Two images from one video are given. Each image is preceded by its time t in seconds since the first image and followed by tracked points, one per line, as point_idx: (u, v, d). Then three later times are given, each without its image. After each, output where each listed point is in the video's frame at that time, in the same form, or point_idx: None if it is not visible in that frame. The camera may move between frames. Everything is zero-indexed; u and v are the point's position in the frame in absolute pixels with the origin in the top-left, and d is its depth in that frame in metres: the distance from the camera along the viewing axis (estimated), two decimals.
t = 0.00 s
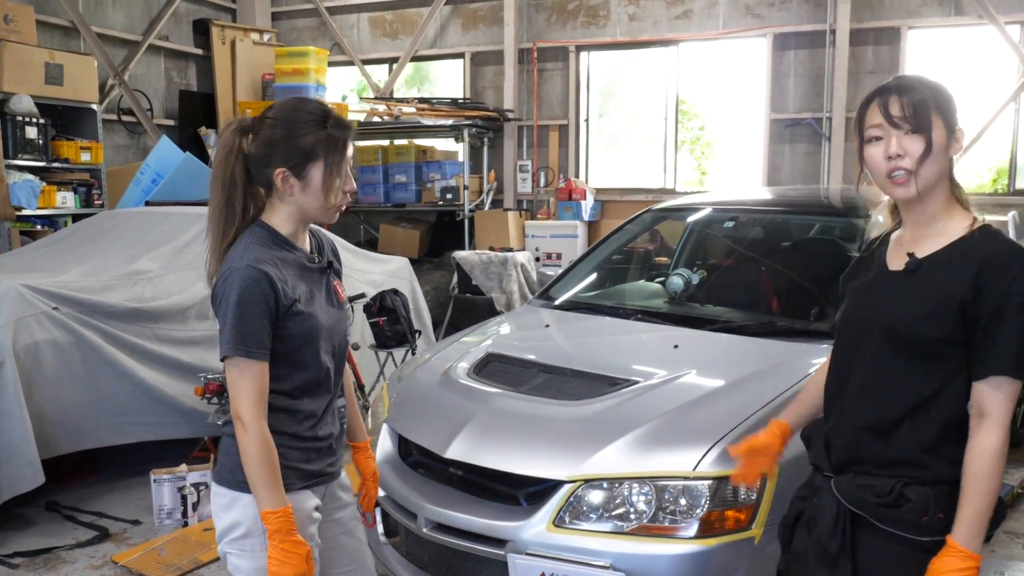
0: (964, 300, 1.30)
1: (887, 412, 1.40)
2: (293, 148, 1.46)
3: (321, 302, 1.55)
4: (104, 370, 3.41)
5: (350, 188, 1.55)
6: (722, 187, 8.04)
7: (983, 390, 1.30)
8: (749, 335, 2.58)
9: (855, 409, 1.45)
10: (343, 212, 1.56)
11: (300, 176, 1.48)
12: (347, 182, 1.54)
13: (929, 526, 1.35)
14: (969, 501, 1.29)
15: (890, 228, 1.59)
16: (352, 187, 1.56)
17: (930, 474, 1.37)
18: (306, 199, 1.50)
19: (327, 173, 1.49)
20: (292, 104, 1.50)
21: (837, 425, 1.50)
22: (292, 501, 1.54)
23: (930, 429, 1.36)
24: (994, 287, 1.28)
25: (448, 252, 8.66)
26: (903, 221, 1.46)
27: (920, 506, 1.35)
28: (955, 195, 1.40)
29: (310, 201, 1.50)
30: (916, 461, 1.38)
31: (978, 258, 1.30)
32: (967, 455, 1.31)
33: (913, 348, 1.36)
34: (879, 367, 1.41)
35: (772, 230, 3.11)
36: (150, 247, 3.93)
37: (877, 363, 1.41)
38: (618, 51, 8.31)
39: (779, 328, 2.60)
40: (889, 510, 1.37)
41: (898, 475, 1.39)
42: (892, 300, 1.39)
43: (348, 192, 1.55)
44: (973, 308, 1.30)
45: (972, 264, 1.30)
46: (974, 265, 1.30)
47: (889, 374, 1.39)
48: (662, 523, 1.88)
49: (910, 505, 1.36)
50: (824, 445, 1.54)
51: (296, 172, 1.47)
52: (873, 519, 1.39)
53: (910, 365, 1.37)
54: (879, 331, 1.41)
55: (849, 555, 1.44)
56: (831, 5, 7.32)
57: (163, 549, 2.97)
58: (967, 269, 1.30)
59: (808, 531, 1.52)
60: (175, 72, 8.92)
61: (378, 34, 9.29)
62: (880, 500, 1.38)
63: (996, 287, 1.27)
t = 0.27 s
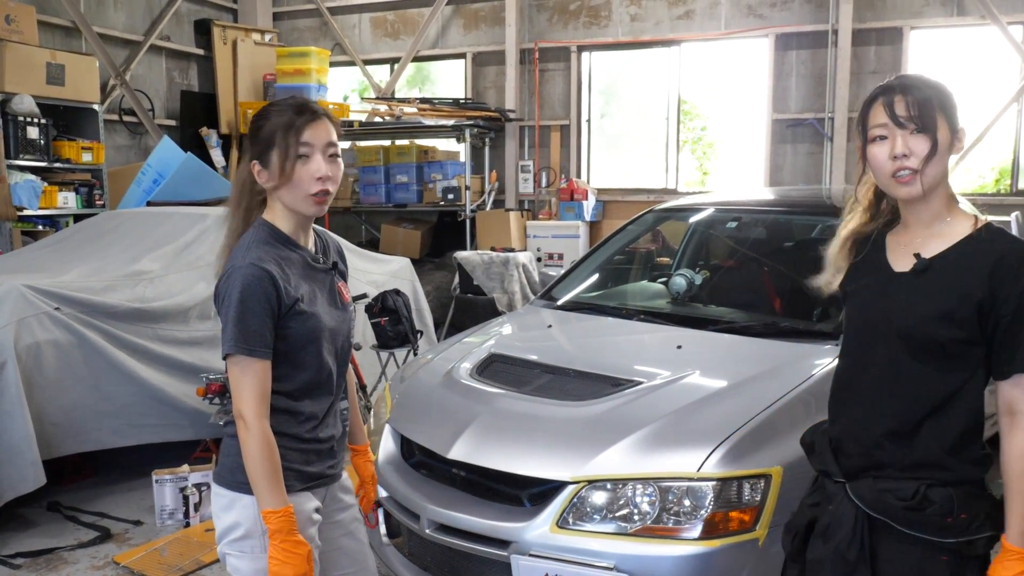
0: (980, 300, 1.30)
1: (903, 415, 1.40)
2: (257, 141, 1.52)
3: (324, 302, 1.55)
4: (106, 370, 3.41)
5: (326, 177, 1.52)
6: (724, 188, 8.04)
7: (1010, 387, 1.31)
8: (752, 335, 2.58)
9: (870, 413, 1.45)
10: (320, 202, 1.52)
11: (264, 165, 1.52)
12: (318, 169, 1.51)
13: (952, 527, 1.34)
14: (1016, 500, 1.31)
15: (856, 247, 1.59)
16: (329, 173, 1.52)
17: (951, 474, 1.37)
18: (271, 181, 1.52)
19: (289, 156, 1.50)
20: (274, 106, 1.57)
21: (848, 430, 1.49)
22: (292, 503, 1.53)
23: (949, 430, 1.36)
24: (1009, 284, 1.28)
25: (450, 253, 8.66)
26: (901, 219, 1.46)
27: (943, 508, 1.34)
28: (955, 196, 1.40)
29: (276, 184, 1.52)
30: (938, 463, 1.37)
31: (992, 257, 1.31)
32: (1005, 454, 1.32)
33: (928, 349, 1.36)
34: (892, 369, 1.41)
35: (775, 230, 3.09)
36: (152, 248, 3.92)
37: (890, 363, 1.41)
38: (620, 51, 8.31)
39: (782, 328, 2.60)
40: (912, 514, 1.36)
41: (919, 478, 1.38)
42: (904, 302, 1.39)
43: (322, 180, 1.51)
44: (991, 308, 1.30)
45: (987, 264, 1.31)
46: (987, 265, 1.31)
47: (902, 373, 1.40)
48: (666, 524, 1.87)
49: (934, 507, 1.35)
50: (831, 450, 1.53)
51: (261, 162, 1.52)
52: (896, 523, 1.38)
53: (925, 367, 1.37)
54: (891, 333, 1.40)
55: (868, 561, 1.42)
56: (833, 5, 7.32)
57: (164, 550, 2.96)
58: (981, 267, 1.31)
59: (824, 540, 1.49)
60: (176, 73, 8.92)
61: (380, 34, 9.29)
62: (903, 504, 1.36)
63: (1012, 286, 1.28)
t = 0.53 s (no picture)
0: (979, 298, 1.30)
1: (903, 417, 1.39)
2: (247, 141, 1.56)
3: (324, 303, 1.55)
4: (107, 370, 3.41)
5: (310, 174, 1.50)
6: (726, 188, 8.04)
7: (1006, 387, 1.31)
8: (754, 336, 2.57)
9: (873, 414, 1.44)
10: (306, 197, 1.51)
11: (252, 163, 1.54)
12: (300, 165, 1.50)
13: (954, 529, 1.34)
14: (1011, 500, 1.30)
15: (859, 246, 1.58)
16: (312, 167, 1.51)
17: (951, 475, 1.36)
18: (256, 179, 1.53)
19: (272, 154, 1.52)
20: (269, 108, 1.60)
21: (852, 431, 1.48)
22: (291, 504, 1.53)
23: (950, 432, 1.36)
24: (1006, 283, 1.28)
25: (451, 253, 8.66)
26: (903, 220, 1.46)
27: (944, 509, 1.34)
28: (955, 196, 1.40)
29: (261, 181, 1.53)
30: (940, 464, 1.36)
31: (989, 255, 1.31)
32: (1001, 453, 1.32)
33: (928, 350, 1.36)
34: (893, 370, 1.40)
35: (779, 230, 3.08)
36: (153, 248, 3.92)
37: (891, 365, 1.41)
38: (621, 51, 8.30)
39: (785, 329, 2.59)
40: (913, 515, 1.35)
41: (918, 478, 1.38)
42: (903, 302, 1.38)
43: (305, 176, 1.50)
44: (990, 306, 1.30)
45: (985, 262, 1.30)
46: (984, 263, 1.31)
47: (903, 374, 1.39)
48: (668, 525, 1.87)
49: (935, 508, 1.34)
50: (839, 450, 1.52)
51: (249, 161, 1.55)
52: (897, 524, 1.37)
53: (926, 368, 1.36)
54: (892, 333, 1.40)
55: (871, 562, 1.42)
56: (835, 5, 7.31)
57: (166, 550, 2.96)
58: (979, 265, 1.31)
59: (827, 537, 1.47)
60: (177, 73, 8.92)
61: (381, 34, 9.28)
62: (904, 504, 1.36)
63: (1010, 284, 1.28)
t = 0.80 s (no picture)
0: (980, 296, 1.29)
1: (905, 416, 1.39)
2: (247, 141, 1.56)
3: (325, 302, 1.54)
4: (108, 370, 3.40)
5: (310, 174, 1.50)
6: (727, 188, 8.03)
7: (1001, 383, 1.29)
8: (757, 336, 2.57)
9: (876, 413, 1.44)
10: (307, 197, 1.51)
11: (252, 163, 1.54)
12: (300, 165, 1.50)
13: (953, 530, 1.34)
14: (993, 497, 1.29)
15: (867, 247, 1.57)
16: (312, 167, 1.51)
17: (950, 476, 1.35)
18: (256, 180, 1.53)
19: (271, 155, 1.51)
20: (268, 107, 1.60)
21: (854, 431, 1.48)
22: (292, 505, 1.52)
23: (951, 432, 1.35)
24: (1006, 280, 1.27)
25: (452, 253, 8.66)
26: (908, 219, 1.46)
27: (943, 510, 1.34)
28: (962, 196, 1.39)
29: (261, 182, 1.53)
30: (939, 464, 1.36)
31: (990, 252, 1.30)
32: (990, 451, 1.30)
33: (930, 348, 1.35)
34: (894, 369, 1.40)
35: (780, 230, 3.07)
36: (154, 248, 3.91)
37: (892, 364, 1.40)
38: (622, 51, 8.30)
39: (787, 329, 2.58)
40: (913, 515, 1.35)
41: (918, 479, 1.38)
42: (905, 299, 1.38)
43: (305, 176, 1.50)
44: (990, 304, 1.29)
45: (985, 260, 1.30)
46: (986, 260, 1.30)
47: (904, 373, 1.39)
48: (671, 525, 1.86)
49: (934, 509, 1.34)
50: (841, 449, 1.52)
51: (249, 161, 1.55)
52: (897, 525, 1.37)
53: (928, 366, 1.36)
54: (894, 331, 1.39)
55: (872, 562, 1.42)
56: (836, 5, 7.31)
57: (167, 550, 2.95)
58: (980, 264, 1.30)
59: (828, 537, 1.47)
60: (178, 72, 8.92)
61: (382, 34, 9.28)
62: (904, 505, 1.36)
63: (1010, 282, 1.27)
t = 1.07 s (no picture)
0: (979, 294, 1.30)
1: (906, 416, 1.39)
2: (245, 142, 1.55)
3: (324, 302, 1.54)
4: (109, 371, 3.40)
5: (311, 177, 1.50)
6: (728, 188, 8.02)
7: (996, 382, 1.30)
8: (758, 336, 2.57)
9: (876, 413, 1.43)
10: (307, 200, 1.51)
11: (252, 164, 1.54)
12: (301, 168, 1.50)
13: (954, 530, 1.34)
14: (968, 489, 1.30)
15: (863, 246, 1.58)
16: (312, 172, 1.51)
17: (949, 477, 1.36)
18: (256, 181, 1.53)
19: (272, 157, 1.51)
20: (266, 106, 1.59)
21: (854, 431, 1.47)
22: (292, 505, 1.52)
23: (951, 432, 1.35)
24: (1005, 279, 1.28)
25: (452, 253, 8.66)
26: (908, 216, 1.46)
27: (945, 512, 1.34)
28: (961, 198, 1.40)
29: (261, 184, 1.53)
30: (938, 464, 1.36)
31: (989, 250, 1.30)
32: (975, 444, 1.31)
33: (929, 347, 1.35)
34: (893, 368, 1.40)
35: (781, 230, 3.08)
36: (155, 248, 3.91)
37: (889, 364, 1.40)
38: (622, 51, 8.30)
39: (788, 329, 2.58)
40: (917, 519, 1.35)
41: (918, 479, 1.38)
42: (905, 298, 1.38)
43: (306, 179, 1.50)
44: (987, 303, 1.29)
45: (983, 260, 1.30)
46: (985, 258, 1.30)
47: (902, 372, 1.39)
48: (673, 526, 1.86)
49: (938, 510, 1.34)
50: (840, 452, 1.52)
51: (249, 162, 1.55)
52: (899, 528, 1.36)
53: (928, 365, 1.36)
54: (894, 330, 1.39)
55: (874, 564, 1.41)
56: (837, 5, 7.31)
57: (168, 551, 2.95)
58: (978, 264, 1.30)
59: (830, 542, 1.46)
60: (179, 73, 8.92)
61: (383, 35, 9.28)
62: (907, 508, 1.35)
63: (1007, 282, 1.27)
